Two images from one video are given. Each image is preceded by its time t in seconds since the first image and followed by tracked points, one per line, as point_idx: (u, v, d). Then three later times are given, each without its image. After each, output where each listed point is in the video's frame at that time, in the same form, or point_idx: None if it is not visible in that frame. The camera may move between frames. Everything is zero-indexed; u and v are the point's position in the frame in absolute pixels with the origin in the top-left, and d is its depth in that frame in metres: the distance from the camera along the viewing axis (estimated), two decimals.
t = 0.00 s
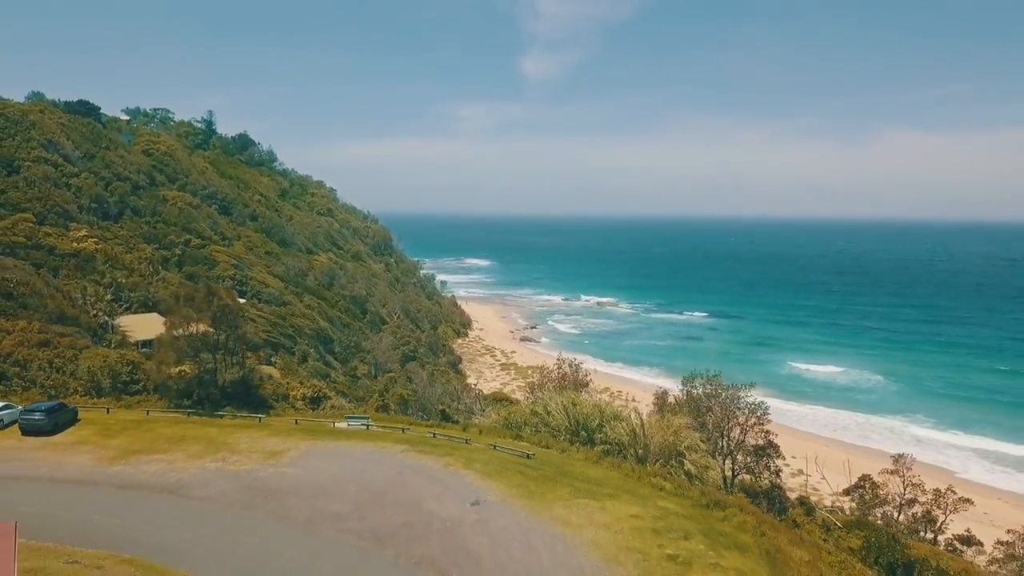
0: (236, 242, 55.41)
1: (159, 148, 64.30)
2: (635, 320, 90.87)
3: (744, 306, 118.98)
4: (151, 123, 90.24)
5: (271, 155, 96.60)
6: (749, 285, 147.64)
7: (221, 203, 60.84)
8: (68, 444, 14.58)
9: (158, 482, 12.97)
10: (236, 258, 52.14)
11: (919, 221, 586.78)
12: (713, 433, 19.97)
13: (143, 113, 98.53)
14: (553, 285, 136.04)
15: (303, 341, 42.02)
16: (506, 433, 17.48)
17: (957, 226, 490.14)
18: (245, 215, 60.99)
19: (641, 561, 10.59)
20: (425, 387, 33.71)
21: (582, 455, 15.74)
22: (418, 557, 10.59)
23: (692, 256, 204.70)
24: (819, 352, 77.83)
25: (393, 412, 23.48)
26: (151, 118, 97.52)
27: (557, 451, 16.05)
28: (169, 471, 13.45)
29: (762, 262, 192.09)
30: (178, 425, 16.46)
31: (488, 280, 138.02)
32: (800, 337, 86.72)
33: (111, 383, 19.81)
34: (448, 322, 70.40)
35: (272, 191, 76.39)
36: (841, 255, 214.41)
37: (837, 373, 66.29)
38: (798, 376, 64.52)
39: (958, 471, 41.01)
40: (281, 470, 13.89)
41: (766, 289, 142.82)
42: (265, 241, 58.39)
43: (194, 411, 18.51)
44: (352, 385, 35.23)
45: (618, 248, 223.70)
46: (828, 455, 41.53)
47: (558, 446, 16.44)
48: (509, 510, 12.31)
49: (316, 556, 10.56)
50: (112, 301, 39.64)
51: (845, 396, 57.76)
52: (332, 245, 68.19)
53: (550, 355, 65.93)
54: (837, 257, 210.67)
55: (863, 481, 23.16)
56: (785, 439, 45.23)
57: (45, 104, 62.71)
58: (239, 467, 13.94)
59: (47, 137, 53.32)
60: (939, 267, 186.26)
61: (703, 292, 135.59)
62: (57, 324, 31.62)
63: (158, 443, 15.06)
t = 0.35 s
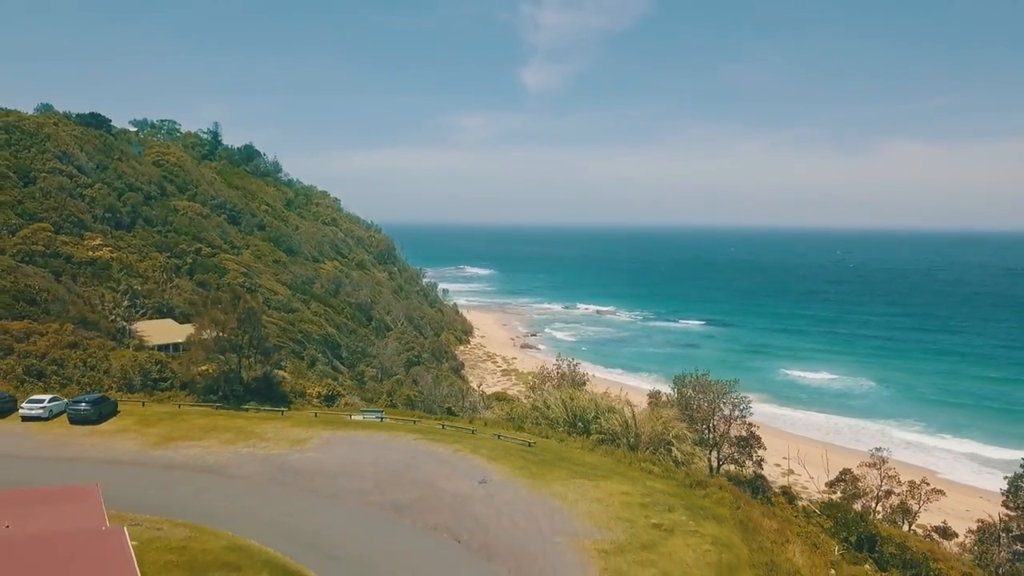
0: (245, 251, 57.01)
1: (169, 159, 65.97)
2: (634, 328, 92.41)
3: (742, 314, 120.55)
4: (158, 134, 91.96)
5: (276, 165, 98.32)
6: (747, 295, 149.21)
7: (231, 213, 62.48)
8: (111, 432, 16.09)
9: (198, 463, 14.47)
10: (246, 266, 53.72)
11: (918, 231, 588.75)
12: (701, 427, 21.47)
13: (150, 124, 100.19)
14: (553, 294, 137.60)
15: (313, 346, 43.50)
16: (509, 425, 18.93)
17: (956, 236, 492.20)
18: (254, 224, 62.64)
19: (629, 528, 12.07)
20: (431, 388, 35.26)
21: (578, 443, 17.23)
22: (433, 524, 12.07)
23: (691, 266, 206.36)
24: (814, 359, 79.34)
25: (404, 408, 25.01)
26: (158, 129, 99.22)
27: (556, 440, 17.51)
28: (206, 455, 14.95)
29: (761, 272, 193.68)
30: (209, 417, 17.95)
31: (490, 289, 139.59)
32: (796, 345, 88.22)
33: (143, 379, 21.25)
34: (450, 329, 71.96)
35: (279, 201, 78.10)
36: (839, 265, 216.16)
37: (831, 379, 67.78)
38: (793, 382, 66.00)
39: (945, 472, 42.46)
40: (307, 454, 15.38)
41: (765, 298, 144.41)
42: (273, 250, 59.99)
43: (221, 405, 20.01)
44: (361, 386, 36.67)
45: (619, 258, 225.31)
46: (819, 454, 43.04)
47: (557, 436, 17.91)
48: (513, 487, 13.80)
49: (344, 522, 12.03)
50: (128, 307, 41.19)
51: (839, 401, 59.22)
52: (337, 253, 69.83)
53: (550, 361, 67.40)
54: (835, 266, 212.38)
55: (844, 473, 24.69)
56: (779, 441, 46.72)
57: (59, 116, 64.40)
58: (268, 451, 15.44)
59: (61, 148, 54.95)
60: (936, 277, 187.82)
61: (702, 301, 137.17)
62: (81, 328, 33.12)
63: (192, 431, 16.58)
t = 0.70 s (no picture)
0: (253, 260, 58.62)
1: (179, 171, 67.63)
2: (633, 336, 94.03)
3: (740, 323, 122.18)
4: (166, 146, 93.76)
5: (281, 176, 100.11)
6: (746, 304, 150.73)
7: (239, 223, 64.13)
8: (148, 424, 17.58)
9: (230, 450, 15.99)
10: (255, 275, 55.29)
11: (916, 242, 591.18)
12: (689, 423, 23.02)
13: (157, 136, 101.90)
14: (553, 303, 139.23)
15: (322, 351, 44.99)
16: (512, 420, 20.37)
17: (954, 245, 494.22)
18: (261, 234, 64.33)
19: (621, 505, 13.52)
20: (437, 390, 36.77)
21: (575, 436, 18.66)
22: (446, 500, 13.57)
23: (691, 275, 208.11)
24: (809, 366, 80.86)
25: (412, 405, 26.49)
26: (165, 140, 101.06)
27: (555, 433, 18.97)
28: (236, 444, 16.44)
29: (759, 281, 195.41)
30: (235, 412, 19.49)
31: (491, 298, 141.21)
32: (792, 353, 89.76)
33: (168, 378, 22.58)
34: (453, 337, 73.55)
35: (285, 211, 79.87)
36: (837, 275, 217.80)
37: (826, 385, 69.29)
38: (788, 389, 67.50)
39: (932, 474, 43.93)
40: (329, 444, 16.83)
41: (764, 307, 145.97)
42: (280, 259, 61.61)
43: (244, 401, 21.53)
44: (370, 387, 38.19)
45: (618, 267, 226.98)
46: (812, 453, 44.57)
47: (555, 429, 19.37)
48: (516, 471, 15.28)
49: (366, 499, 13.55)
50: (144, 314, 42.75)
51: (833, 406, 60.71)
52: (342, 262, 71.53)
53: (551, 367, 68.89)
54: (834, 276, 214.06)
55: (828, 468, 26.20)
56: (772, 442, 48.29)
57: (71, 129, 66.06)
58: (293, 441, 16.96)
59: (74, 161, 56.59)
60: (933, 286, 189.51)
61: (701, 311, 138.77)
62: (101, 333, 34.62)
63: (221, 424, 18.07)
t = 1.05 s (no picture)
0: (260, 269, 60.19)
1: (188, 182, 69.30)
2: (632, 344, 95.61)
3: (738, 332, 123.76)
4: (173, 157, 95.63)
5: (286, 187, 101.93)
6: (745, 313, 152.37)
7: (246, 233, 65.74)
8: (179, 418, 19.12)
9: (257, 441, 17.52)
10: (263, 284, 56.84)
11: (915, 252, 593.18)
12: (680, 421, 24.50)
13: (164, 147, 103.74)
14: (554, 312, 140.84)
15: (330, 357, 46.48)
16: (513, 417, 21.84)
17: (953, 255, 495.87)
18: (268, 244, 65.93)
19: (613, 487, 15.04)
20: (442, 393, 38.37)
21: (572, 431, 20.14)
22: (456, 483, 15.08)
23: (690, 284, 209.94)
24: (804, 374, 82.37)
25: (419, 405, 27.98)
26: (172, 151, 102.92)
27: (553, 428, 20.41)
28: (262, 436, 17.97)
29: (758, 291, 197.21)
30: (258, 408, 21.02)
31: (492, 307, 142.83)
32: (789, 361, 91.31)
33: (192, 378, 23.98)
34: (455, 344, 75.15)
35: (290, 221, 81.57)
36: (835, 284, 219.54)
37: (820, 392, 70.82)
38: (783, 395, 69.01)
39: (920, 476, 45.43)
40: (347, 436, 18.35)
41: (762, 316, 147.60)
42: (286, 269, 63.18)
43: (263, 399, 23.01)
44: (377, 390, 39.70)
45: (618, 277, 228.73)
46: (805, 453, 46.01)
47: (554, 425, 20.82)
48: (518, 459, 16.80)
49: (385, 481, 15.09)
50: (157, 320, 44.24)
51: (827, 412, 62.17)
52: (347, 271, 73.17)
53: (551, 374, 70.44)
54: (831, 285, 215.85)
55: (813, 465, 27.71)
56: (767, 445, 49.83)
57: (84, 142, 67.84)
58: (313, 434, 18.45)
59: (87, 172, 58.21)
60: (930, 295, 191.23)
61: (700, 320, 140.37)
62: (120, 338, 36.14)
63: (246, 419, 19.59)
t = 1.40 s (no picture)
0: (268, 278, 61.81)
1: (196, 193, 70.97)
2: (631, 352, 97.13)
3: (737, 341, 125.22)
4: (180, 168, 97.34)
5: (291, 198, 103.63)
6: (744, 322, 153.81)
7: (254, 243, 67.37)
8: (207, 415, 20.64)
9: (280, 435, 19.03)
10: (271, 293, 58.44)
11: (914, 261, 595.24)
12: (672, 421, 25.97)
13: (170, 159, 105.54)
14: (555, 321, 142.38)
15: (338, 361, 47.99)
16: (515, 415, 23.29)
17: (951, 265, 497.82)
18: (275, 254, 67.55)
19: (606, 474, 16.56)
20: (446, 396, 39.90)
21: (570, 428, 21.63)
22: (464, 471, 16.61)
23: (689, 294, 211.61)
24: (800, 382, 83.79)
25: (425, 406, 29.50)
26: (179, 163, 104.70)
27: (553, 425, 21.86)
28: (284, 431, 19.47)
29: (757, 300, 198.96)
30: (278, 407, 22.55)
31: (493, 316, 144.36)
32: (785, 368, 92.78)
33: (213, 380, 25.54)
34: (458, 352, 76.70)
35: (296, 231, 83.23)
36: (834, 293, 221.22)
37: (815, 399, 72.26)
38: (778, 402, 70.43)
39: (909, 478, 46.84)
40: (362, 431, 19.89)
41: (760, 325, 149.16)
42: (293, 278, 64.79)
43: (281, 399, 24.55)
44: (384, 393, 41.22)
45: (618, 286, 230.29)
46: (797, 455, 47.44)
47: (553, 423, 22.28)
48: (521, 451, 18.32)
49: (399, 468, 16.62)
50: (171, 327, 45.76)
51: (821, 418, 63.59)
52: (351, 280, 74.77)
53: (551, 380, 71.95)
54: (830, 294, 217.48)
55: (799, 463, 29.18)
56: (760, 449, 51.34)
57: (96, 153, 69.56)
58: (331, 429, 19.93)
59: (100, 184, 59.86)
60: (928, 305, 192.77)
61: (699, 328, 141.87)
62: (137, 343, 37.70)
63: (268, 416, 21.13)
